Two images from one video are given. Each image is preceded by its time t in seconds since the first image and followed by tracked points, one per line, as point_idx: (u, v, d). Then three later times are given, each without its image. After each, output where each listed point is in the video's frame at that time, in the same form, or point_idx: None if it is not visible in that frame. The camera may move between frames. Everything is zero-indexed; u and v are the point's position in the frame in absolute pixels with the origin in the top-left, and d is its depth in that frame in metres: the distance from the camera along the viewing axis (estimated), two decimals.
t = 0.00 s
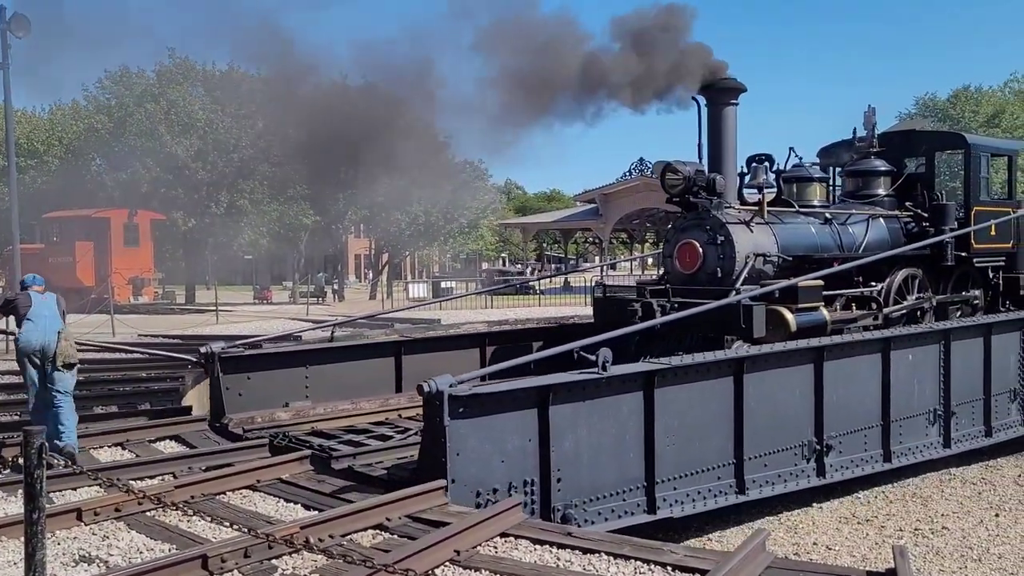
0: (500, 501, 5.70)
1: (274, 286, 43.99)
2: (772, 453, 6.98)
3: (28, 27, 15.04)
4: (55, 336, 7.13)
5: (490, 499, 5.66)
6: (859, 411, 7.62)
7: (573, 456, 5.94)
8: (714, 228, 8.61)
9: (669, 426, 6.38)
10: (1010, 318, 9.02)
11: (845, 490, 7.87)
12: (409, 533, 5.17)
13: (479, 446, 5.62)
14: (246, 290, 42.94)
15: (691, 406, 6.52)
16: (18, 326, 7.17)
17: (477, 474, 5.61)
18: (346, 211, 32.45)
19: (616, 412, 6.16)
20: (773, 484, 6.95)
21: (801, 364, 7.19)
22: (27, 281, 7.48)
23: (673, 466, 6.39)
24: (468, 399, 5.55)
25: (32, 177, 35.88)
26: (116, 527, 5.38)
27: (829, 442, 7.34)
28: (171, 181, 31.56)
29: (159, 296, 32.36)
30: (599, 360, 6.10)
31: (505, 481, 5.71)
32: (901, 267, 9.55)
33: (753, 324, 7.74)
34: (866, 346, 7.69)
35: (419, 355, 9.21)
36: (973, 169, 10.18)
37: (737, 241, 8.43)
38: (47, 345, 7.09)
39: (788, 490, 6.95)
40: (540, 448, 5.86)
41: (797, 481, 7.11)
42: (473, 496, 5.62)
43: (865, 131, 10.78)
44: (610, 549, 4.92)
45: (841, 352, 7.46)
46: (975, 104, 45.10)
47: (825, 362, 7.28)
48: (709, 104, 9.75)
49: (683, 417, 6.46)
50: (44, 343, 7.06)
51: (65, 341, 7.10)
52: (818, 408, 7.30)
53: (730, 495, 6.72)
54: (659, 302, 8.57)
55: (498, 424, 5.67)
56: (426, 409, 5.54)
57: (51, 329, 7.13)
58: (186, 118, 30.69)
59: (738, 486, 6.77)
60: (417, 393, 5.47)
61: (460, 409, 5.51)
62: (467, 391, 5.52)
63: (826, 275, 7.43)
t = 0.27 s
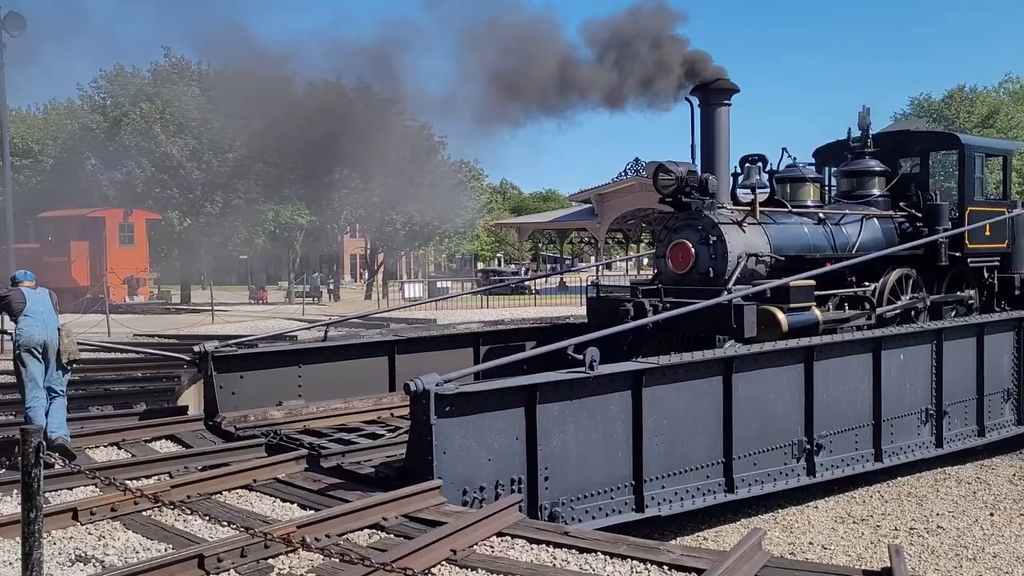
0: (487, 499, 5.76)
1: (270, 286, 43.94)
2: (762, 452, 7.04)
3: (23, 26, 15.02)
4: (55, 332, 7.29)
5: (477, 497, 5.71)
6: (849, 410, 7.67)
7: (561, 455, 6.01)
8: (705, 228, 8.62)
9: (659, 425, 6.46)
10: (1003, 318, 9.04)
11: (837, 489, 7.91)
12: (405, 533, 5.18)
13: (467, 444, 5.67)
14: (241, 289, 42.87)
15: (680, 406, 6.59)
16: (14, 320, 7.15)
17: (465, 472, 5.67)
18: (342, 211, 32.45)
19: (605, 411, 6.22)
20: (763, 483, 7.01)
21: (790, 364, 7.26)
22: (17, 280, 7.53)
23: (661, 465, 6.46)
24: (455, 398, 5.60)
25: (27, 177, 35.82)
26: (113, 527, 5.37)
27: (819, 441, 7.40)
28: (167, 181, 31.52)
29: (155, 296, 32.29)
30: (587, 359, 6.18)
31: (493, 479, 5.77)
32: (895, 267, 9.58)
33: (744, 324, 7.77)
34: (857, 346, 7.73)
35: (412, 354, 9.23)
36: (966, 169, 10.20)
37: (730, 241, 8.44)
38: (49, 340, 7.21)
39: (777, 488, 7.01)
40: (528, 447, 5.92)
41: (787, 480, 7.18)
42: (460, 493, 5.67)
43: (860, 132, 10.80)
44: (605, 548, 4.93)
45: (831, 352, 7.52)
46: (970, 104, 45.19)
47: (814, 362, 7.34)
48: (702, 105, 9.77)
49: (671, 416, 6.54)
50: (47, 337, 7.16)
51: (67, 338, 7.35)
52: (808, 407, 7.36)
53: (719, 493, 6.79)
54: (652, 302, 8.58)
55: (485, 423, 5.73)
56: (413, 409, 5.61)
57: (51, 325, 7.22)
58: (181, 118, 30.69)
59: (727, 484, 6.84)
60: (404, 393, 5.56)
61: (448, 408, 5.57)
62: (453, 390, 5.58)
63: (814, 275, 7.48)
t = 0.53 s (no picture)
0: (478, 497, 5.81)
1: (270, 286, 43.97)
2: (756, 451, 7.07)
3: (23, 25, 15.02)
4: (60, 335, 7.28)
5: (467, 494, 5.77)
6: (846, 409, 7.69)
7: (553, 453, 6.06)
8: (702, 228, 8.63)
9: (652, 424, 6.49)
10: (1002, 318, 9.03)
11: (834, 489, 7.92)
12: (406, 532, 5.18)
13: (458, 442, 5.72)
14: (242, 289, 42.86)
15: (673, 405, 6.61)
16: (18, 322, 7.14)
17: (457, 470, 5.72)
18: (342, 210, 32.59)
19: (597, 410, 6.26)
20: (757, 482, 7.04)
21: (785, 364, 7.27)
22: (17, 280, 7.50)
23: (654, 463, 6.50)
24: (447, 397, 5.65)
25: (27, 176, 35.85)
26: (114, 527, 5.37)
27: (814, 440, 7.41)
28: (167, 180, 31.55)
29: (155, 296, 32.31)
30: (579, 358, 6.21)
31: (484, 477, 5.83)
32: (894, 266, 9.58)
33: (740, 324, 7.77)
34: (853, 346, 7.74)
35: (409, 354, 9.31)
36: (966, 170, 10.20)
37: (727, 241, 8.44)
38: (53, 344, 7.20)
39: (771, 487, 7.04)
40: (521, 445, 5.97)
41: (782, 479, 7.20)
42: (452, 491, 5.72)
43: (860, 131, 10.81)
44: (605, 548, 4.94)
45: (827, 351, 7.54)
46: (970, 103, 45.16)
47: (809, 362, 7.37)
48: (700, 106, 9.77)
49: (664, 415, 6.56)
50: (52, 342, 7.17)
51: (72, 342, 7.33)
52: (803, 406, 7.39)
53: (712, 492, 6.82)
54: (649, 301, 8.56)
55: (475, 422, 5.78)
56: (405, 408, 5.64)
57: (58, 329, 7.26)
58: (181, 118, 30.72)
59: (721, 483, 6.87)
60: (396, 392, 5.60)
61: (439, 407, 5.61)
62: (444, 389, 5.61)
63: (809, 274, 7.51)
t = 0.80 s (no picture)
0: (469, 494, 5.84)
1: (270, 285, 44.02)
2: (750, 450, 7.08)
3: (23, 24, 15.02)
4: (66, 338, 7.32)
5: (459, 491, 5.79)
6: (841, 409, 7.70)
7: (545, 452, 6.08)
8: (700, 227, 8.63)
9: (645, 423, 6.50)
10: (1001, 318, 9.03)
11: (832, 489, 7.93)
12: (406, 531, 5.18)
13: (449, 440, 5.74)
14: (242, 288, 42.84)
15: (666, 404, 6.63)
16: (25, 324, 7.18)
17: (449, 467, 5.75)
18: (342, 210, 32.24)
19: (590, 409, 6.28)
20: (751, 480, 7.05)
21: (780, 363, 7.29)
22: (27, 282, 7.55)
23: (647, 462, 6.52)
24: (438, 395, 5.66)
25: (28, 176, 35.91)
26: (114, 526, 5.37)
27: (809, 439, 7.43)
28: (167, 180, 31.57)
29: (155, 295, 32.31)
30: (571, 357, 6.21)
31: (476, 475, 5.85)
32: (893, 266, 9.58)
33: (735, 323, 7.77)
34: (849, 346, 7.75)
35: (407, 353, 9.33)
36: (965, 169, 10.20)
37: (724, 240, 8.43)
38: (59, 347, 7.24)
39: (765, 486, 7.05)
40: (513, 443, 5.98)
41: (776, 478, 7.22)
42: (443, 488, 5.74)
43: (860, 131, 10.80)
44: (606, 547, 4.94)
45: (822, 351, 7.55)
46: (971, 103, 45.11)
47: (804, 361, 7.38)
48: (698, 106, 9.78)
49: (657, 414, 6.58)
50: (59, 344, 7.22)
51: (77, 345, 7.40)
52: (798, 406, 7.40)
53: (706, 491, 6.84)
54: (645, 301, 8.57)
55: (467, 420, 5.80)
56: (396, 406, 5.67)
57: (64, 331, 7.31)
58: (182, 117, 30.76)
59: (714, 482, 6.88)
60: (387, 390, 5.62)
61: (430, 405, 5.64)
62: (435, 387, 5.63)
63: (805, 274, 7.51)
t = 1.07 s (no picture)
0: (461, 493, 5.86)
1: (271, 285, 44.07)
2: (745, 450, 7.09)
3: (25, 24, 15.04)
4: (69, 335, 7.28)
5: (451, 490, 5.81)
6: (838, 409, 7.70)
7: (538, 451, 6.09)
8: (697, 227, 8.63)
9: (639, 422, 6.51)
10: (1001, 318, 9.01)
11: (830, 489, 7.93)
12: (407, 531, 5.18)
13: (441, 439, 5.77)
14: (244, 288, 42.85)
15: (660, 403, 6.63)
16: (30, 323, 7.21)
17: (441, 465, 5.78)
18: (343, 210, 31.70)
19: (583, 408, 6.30)
20: (746, 480, 7.06)
21: (775, 363, 7.29)
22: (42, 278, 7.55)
23: (641, 461, 6.53)
24: (428, 394, 5.69)
25: (29, 176, 35.99)
26: (116, 525, 5.37)
27: (805, 439, 7.43)
28: (169, 180, 31.62)
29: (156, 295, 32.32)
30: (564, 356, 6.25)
31: (467, 473, 5.88)
32: (893, 266, 9.57)
33: (732, 322, 7.78)
34: (845, 346, 7.76)
35: (406, 352, 9.35)
36: (966, 169, 10.18)
37: (722, 240, 8.44)
38: (61, 345, 7.23)
39: (761, 485, 7.06)
40: (504, 441, 6.01)
41: (772, 477, 7.22)
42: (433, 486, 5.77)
43: (860, 131, 10.79)
44: (608, 547, 4.94)
45: (818, 351, 7.55)
46: (972, 103, 45.06)
47: (800, 361, 7.38)
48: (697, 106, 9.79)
49: (650, 413, 6.58)
50: (59, 343, 7.19)
51: (81, 342, 7.33)
52: (794, 405, 7.40)
53: (700, 490, 6.84)
54: (643, 301, 8.59)
55: (459, 419, 5.83)
56: (388, 404, 5.70)
57: (69, 330, 7.29)
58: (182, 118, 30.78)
59: (709, 481, 6.88)
60: (378, 388, 5.65)
61: (422, 403, 5.66)
62: (426, 386, 5.66)
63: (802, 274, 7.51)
